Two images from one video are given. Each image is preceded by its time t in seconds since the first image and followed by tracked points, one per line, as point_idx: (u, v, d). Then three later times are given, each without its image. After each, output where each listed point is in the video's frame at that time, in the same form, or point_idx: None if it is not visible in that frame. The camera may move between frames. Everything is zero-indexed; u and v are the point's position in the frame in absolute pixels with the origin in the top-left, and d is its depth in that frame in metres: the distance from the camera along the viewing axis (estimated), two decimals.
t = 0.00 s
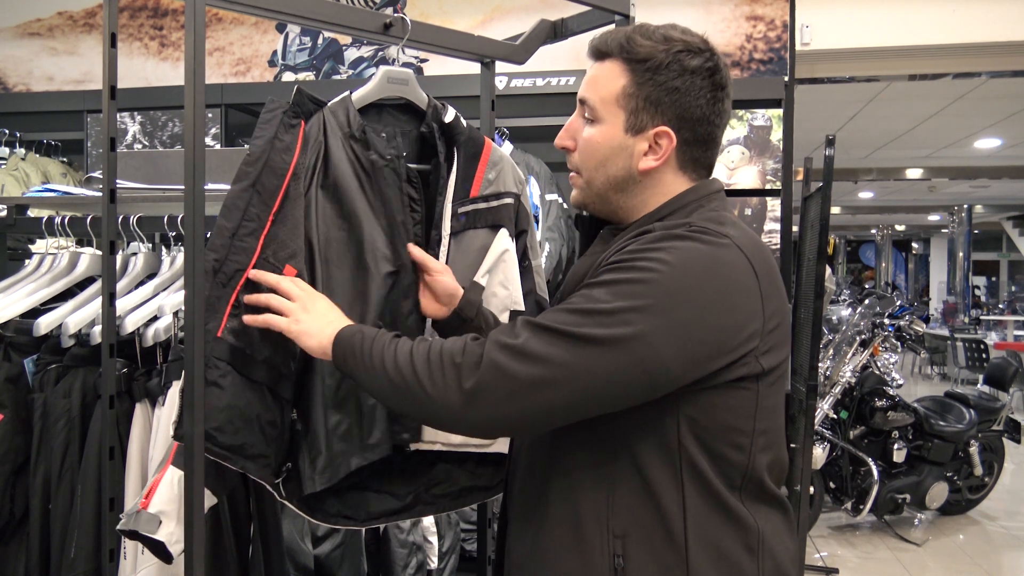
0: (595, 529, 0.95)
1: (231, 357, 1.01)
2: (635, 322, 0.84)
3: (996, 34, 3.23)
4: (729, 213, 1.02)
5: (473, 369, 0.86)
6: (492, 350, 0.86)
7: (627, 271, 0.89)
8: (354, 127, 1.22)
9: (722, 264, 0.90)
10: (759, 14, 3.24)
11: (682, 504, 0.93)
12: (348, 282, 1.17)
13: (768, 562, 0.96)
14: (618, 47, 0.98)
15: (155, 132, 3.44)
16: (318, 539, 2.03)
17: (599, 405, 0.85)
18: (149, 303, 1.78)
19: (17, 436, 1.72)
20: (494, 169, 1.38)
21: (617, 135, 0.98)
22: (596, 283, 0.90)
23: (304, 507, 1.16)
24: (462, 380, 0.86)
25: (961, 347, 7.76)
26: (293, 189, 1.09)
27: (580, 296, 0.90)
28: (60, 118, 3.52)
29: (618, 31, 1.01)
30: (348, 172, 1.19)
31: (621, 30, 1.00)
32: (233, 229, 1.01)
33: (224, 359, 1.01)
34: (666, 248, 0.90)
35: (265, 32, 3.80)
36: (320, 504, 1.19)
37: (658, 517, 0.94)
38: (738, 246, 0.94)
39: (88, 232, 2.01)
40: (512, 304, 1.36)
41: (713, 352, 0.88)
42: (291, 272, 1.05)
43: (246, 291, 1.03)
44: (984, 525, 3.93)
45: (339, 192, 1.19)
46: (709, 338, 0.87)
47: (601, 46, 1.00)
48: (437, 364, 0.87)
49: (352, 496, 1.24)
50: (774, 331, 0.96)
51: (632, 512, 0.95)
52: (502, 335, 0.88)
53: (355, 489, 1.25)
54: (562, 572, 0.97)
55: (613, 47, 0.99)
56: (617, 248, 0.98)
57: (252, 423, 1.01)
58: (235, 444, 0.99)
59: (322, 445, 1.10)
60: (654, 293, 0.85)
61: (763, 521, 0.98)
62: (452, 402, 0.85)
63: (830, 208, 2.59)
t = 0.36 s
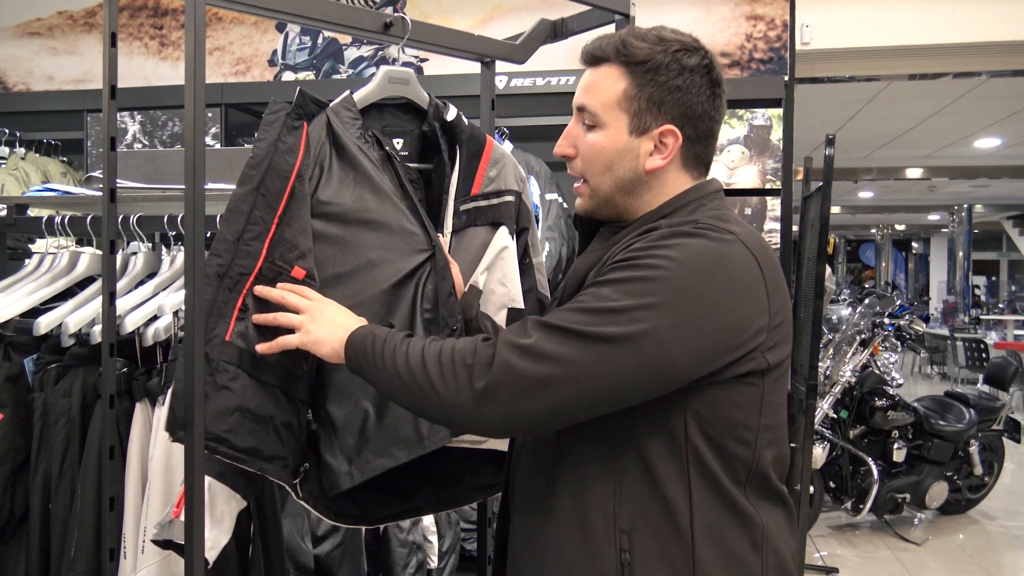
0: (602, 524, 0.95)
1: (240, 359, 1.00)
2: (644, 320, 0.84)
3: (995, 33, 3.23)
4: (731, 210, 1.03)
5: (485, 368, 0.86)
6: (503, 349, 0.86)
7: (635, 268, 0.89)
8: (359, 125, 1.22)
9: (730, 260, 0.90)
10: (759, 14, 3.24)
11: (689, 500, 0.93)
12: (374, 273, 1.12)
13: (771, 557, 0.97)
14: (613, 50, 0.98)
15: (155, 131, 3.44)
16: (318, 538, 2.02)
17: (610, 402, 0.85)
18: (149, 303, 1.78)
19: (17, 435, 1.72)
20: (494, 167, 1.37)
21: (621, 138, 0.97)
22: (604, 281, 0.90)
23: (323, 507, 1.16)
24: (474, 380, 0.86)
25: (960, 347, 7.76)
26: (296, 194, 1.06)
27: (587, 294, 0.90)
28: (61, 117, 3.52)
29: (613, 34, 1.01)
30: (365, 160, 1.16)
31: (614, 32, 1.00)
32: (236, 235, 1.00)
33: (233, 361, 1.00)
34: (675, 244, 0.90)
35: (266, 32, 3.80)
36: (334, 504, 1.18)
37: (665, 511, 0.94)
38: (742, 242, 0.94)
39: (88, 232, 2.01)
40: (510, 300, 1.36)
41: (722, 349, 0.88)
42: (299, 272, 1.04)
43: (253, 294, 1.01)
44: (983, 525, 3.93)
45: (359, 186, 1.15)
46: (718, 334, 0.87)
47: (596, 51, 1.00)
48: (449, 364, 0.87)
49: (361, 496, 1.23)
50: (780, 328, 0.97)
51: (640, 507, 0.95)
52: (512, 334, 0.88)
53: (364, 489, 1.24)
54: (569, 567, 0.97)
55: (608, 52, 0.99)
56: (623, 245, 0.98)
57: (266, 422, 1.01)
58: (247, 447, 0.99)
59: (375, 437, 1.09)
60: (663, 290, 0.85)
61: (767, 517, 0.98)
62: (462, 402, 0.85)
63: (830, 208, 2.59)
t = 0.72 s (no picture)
0: (608, 524, 0.95)
1: (234, 353, 1.00)
2: (655, 325, 0.84)
3: (996, 33, 3.23)
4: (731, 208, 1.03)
5: (512, 391, 0.86)
6: (523, 371, 0.86)
7: (643, 274, 0.88)
8: (358, 123, 1.22)
9: (736, 258, 0.91)
10: (759, 13, 3.24)
11: (695, 499, 0.93)
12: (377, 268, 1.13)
13: (775, 554, 0.97)
14: (606, 52, 0.98)
15: (155, 130, 3.44)
16: (318, 538, 2.02)
17: (626, 409, 0.85)
18: (149, 302, 1.78)
19: (16, 435, 1.72)
20: (491, 169, 1.37)
21: (617, 139, 0.98)
22: (611, 287, 0.90)
23: (320, 507, 1.15)
24: (504, 404, 0.86)
25: (961, 347, 7.76)
26: (296, 189, 1.07)
27: (594, 301, 0.90)
28: (61, 117, 3.52)
29: (608, 36, 1.00)
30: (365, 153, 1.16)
31: (607, 35, 1.00)
32: (234, 227, 1.00)
33: (224, 356, 1.00)
34: (682, 245, 0.90)
35: (266, 32, 3.80)
36: (332, 506, 1.17)
37: (670, 510, 0.94)
38: (745, 239, 0.95)
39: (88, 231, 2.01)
40: (504, 302, 1.38)
41: (733, 349, 0.89)
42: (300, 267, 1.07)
43: (252, 287, 1.03)
44: (983, 525, 3.93)
45: (359, 181, 1.15)
46: (728, 335, 0.88)
47: (589, 54, 1.00)
48: (476, 389, 0.87)
49: (358, 498, 1.23)
50: (784, 322, 0.97)
51: (646, 506, 0.94)
52: (529, 355, 0.87)
53: (360, 491, 1.23)
54: (574, 568, 0.96)
55: (606, 52, 0.98)
56: (629, 247, 0.98)
57: (254, 420, 1.00)
58: (239, 443, 0.99)
59: (380, 436, 1.10)
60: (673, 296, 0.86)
61: (770, 514, 0.98)
62: (495, 429, 0.86)
63: (830, 208, 2.59)
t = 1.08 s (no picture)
0: (613, 522, 0.95)
1: (248, 347, 0.98)
2: (663, 324, 0.85)
3: (996, 32, 3.23)
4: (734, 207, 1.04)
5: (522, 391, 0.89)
6: (533, 372, 0.88)
7: (651, 273, 0.88)
8: (360, 119, 1.22)
9: (743, 257, 0.91)
10: (759, 13, 3.24)
11: (701, 499, 0.93)
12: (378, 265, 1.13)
13: (778, 552, 0.97)
14: (637, 44, 0.99)
15: (155, 130, 3.44)
16: (318, 538, 2.02)
17: (633, 408, 0.86)
18: (149, 302, 1.78)
19: (16, 435, 1.72)
20: (486, 170, 1.37)
21: (666, 128, 0.99)
22: (618, 286, 0.90)
23: (318, 508, 1.13)
24: (515, 405, 0.89)
25: (961, 347, 7.75)
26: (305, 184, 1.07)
27: (602, 300, 0.90)
28: (61, 116, 3.52)
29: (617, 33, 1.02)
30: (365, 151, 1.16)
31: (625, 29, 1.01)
32: (247, 219, 0.99)
33: (240, 350, 0.98)
34: (689, 244, 0.90)
35: (266, 31, 3.80)
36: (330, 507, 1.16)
37: (676, 509, 0.93)
38: (751, 238, 0.95)
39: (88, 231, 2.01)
40: (497, 304, 1.37)
41: (741, 349, 0.89)
42: (311, 261, 1.05)
43: (267, 278, 1.00)
44: (984, 524, 3.93)
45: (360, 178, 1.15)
46: (736, 335, 0.88)
47: (617, 44, 0.99)
48: (490, 389, 0.91)
49: (354, 501, 1.22)
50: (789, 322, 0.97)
51: (652, 504, 0.94)
52: (539, 357, 0.89)
53: (356, 493, 1.23)
54: (579, 566, 0.96)
55: (632, 42, 0.99)
56: (635, 246, 0.98)
57: (269, 416, 0.97)
58: (254, 440, 0.96)
59: (375, 436, 1.10)
60: (681, 295, 0.86)
61: (773, 512, 0.98)
62: (505, 428, 0.89)
63: (830, 207, 2.59)
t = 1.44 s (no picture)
0: (614, 521, 0.94)
1: (246, 346, 0.98)
2: (663, 321, 0.84)
3: (996, 33, 3.23)
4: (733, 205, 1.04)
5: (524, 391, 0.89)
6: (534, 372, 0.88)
7: (650, 271, 0.88)
8: (359, 119, 1.22)
9: (742, 255, 0.91)
10: (759, 13, 3.24)
11: (701, 497, 0.93)
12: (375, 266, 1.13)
13: (777, 549, 0.97)
14: (631, 44, 0.99)
15: (155, 130, 3.45)
16: (318, 538, 2.02)
17: (635, 405, 0.85)
18: (149, 302, 1.78)
19: (16, 435, 1.72)
20: (485, 171, 1.37)
21: (659, 128, 0.99)
22: (618, 284, 0.90)
23: (315, 510, 1.14)
24: (517, 405, 0.89)
25: (961, 347, 7.75)
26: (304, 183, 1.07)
27: (602, 298, 0.90)
28: (61, 116, 3.52)
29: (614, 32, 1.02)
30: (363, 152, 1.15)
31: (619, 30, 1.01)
32: (246, 218, 0.99)
33: (238, 349, 0.97)
34: (689, 242, 0.90)
35: (266, 31, 3.80)
36: (325, 507, 1.17)
37: (678, 507, 0.93)
38: (749, 236, 0.95)
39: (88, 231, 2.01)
40: (494, 305, 1.37)
41: (741, 347, 0.89)
42: (309, 261, 1.05)
43: (265, 278, 1.00)
44: (984, 524, 3.93)
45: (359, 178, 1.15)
46: (736, 332, 0.88)
47: (611, 45, 0.99)
48: (491, 390, 0.91)
49: (349, 500, 1.22)
50: (787, 319, 0.98)
51: (654, 502, 0.94)
52: (540, 355, 0.89)
53: (354, 493, 1.23)
54: (581, 566, 0.96)
55: (626, 42, 0.99)
56: (633, 245, 0.98)
57: (266, 416, 0.98)
58: (249, 440, 0.96)
59: (371, 436, 1.11)
60: (681, 292, 0.86)
61: (772, 509, 0.98)
62: (507, 427, 0.89)
63: (830, 207, 2.59)
